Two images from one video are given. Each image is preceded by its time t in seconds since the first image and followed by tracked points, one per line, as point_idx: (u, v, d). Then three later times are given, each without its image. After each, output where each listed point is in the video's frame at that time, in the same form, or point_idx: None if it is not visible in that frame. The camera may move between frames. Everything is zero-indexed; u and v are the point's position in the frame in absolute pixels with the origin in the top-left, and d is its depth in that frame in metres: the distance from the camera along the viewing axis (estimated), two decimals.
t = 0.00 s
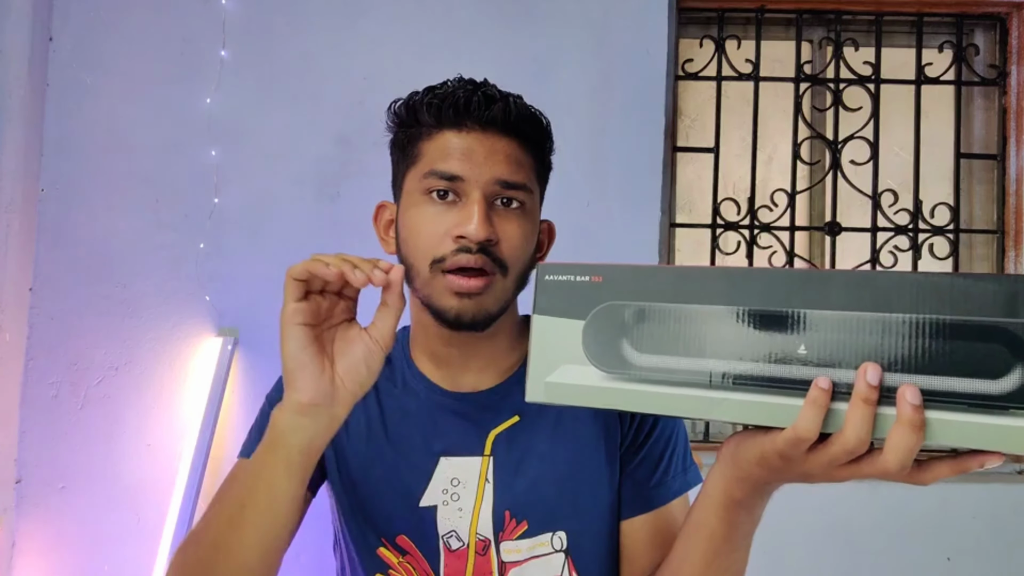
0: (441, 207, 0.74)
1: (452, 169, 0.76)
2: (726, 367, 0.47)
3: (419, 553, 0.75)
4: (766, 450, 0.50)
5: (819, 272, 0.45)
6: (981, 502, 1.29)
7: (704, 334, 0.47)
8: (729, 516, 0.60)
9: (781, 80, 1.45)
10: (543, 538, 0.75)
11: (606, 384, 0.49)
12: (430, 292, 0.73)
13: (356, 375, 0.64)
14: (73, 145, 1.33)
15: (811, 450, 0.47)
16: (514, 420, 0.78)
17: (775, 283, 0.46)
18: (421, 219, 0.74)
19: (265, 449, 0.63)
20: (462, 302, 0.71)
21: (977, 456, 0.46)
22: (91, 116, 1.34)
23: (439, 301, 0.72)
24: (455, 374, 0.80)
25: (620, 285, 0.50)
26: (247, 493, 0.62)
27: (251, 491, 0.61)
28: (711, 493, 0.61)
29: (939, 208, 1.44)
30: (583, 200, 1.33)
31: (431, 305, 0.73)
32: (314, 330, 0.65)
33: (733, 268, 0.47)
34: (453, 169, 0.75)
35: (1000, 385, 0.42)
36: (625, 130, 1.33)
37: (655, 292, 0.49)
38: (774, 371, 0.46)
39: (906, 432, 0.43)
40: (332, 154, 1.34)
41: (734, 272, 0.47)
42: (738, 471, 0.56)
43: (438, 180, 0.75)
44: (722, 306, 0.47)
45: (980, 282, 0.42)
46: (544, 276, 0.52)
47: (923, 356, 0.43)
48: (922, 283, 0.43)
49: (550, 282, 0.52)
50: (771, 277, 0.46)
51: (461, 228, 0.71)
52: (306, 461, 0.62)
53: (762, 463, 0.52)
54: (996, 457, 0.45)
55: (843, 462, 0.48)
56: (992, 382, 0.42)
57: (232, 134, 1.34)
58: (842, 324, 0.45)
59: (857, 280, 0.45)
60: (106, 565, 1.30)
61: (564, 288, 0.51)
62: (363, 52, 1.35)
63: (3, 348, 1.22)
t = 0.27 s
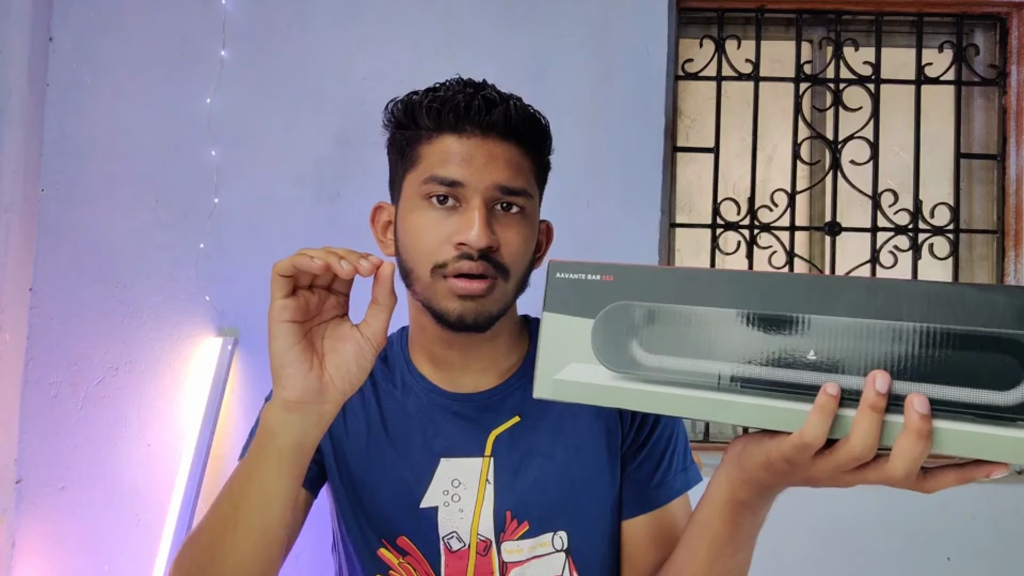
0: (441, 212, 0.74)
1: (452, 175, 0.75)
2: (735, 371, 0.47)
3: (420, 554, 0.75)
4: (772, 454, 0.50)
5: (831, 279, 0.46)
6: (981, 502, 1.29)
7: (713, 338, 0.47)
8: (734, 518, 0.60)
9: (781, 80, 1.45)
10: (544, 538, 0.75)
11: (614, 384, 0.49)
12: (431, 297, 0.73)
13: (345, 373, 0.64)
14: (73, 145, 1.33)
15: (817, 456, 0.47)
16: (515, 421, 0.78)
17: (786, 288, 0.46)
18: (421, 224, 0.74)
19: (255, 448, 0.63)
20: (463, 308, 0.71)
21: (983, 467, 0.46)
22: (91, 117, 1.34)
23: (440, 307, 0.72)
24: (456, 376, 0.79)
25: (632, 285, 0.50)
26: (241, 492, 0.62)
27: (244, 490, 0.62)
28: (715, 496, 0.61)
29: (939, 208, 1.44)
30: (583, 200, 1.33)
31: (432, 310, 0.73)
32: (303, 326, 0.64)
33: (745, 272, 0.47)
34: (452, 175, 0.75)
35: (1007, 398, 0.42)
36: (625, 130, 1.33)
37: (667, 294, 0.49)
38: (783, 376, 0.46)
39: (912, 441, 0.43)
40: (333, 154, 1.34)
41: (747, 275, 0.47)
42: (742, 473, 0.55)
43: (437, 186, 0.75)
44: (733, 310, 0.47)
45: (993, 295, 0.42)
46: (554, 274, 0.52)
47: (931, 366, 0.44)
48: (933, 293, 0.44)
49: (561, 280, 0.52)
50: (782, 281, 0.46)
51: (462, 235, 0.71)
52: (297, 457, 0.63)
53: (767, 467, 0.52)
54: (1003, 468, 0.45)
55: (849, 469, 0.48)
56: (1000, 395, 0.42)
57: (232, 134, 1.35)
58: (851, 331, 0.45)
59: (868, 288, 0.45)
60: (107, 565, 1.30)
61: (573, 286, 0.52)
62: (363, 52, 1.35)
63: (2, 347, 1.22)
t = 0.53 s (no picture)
0: (440, 213, 0.74)
1: (451, 175, 0.75)
2: (741, 373, 0.47)
3: (420, 554, 0.75)
4: (776, 456, 0.50)
5: (839, 281, 0.46)
6: (980, 502, 1.29)
7: (719, 341, 0.47)
8: (737, 519, 0.60)
9: (781, 80, 1.45)
10: (544, 539, 0.75)
11: (618, 383, 0.49)
12: (431, 298, 0.73)
13: (334, 361, 0.65)
14: (73, 145, 1.33)
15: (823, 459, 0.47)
16: (516, 421, 0.78)
17: (792, 291, 0.46)
18: (421, 225, 0.74)
19: (241, 446, 0.62)
20: (464, 309, 0.71)
21: (988, 470, 0.46)
22: (91, 117, 1.34)
23: (440, 308, 0.72)
24: (457, 376, 0.80)
25: (637, 285, 0.50)
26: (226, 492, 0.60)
27: (230, 490, 0.60)
28: (718, 496, 0.61)
29: (939, 208, 1.44)
30: (583, 200, 1.33)
31: (432, 310, 0.73)
32: (293, 317, 0.65)
33: (750, 274, 0.47)
34: (452, 176, 0.75)
35: (1013, 402, 0.42)
36: (625, 130, 1.33)
37: (673, 295, 0.49)
38: (788, 378, 0.46)
39: (919, 445, 0.43)
40: (333, 154, 1.34)
41: (752, 278, 0.48)
42: (746, 475, 0.55)
43: (437, 187, 0.75)
44: (739, 312, 0.47)
45: (1000, 299, 0.42)
46: (559, 273, 0.52)
47: (937, 370, 0.44)
48: (940, 298, 0.44)
49: (566, 279, 0.52)
50: (789, 283, 0.47)
51: (462, 236, 0.71)
52: (284, 448, 0.61)
53: (771, 468, 0.51)
54: (1007, 472, 0.45)
55: (856, 472, 0.48)
56: (1005, 399, 0.42)
57: (232, 134, 1.35)
58: (856, 334, 0.45)
59: (874, 291, 0.45)
60: (108, 565, 1.30)
61: (578, 285, 0.52)
62: (363, 52, 1.35)
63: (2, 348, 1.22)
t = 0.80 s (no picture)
0: (438, 213, 0.74)
1: (449, 175, 0.75)
2: (743, 372, 0.47)
3: (419, 555, 0.75)
4: (778, 455, 0.50)
5: (840, 281, 0.46)
6: (980, 502, 1.29)
7: (720, 340, 0.47)
8: (738, 519, 0.60)
9: (781, 80, 1.45)
10: (544, 539, 0.75)
11: (619, 383, 0.49)
12: (429, 298, 0.73)
13: (324, 351, 0.64)
14: (73, 145, 1.33)
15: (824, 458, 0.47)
16: (516, 421, 0.78)
17: (793, 290, 0.46)
18: (419, 225, 0.74)
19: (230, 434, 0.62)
20: (462, 309, 0.71)
21: (990, 470, 0.46)
22: (91, 117, 1.34)
23: (438, 309, 0.72)
24: (457, 376, 0.79)
25: (638, 285, 0.50)
26: (214, 484, 0.60)
27: (218, 481, 0.60)
28: (719, 496, 0.61)
29: (939, 208, 1.44)
30: (583, 200, 1.33)
31: (430, 310, 0.73)
32: (284, 306, 0.65)
33: (752, 273, 0.47)
34: (450, 176, 0.75)
35: (1015, 401, 0.42)
36: (625, 130, 1.33)
37: (675, 294, 0.49)
38: (790, 378, 0.46)
39: (920, 445, 0.43)
40: (333, 154, 1.34)
41: (755, 277, 0.48)
42: (748, 475, 0.55)
43: (435, 187, 0.75)
44: (741, 312, 0.47)
45: (1002, 299, 0.42)
46: (560, 272, 0.52)
47: (939, 370, 0.44)
48: (942, 297, 0.44)
49: (566, 279, 0.52)
50: (790, 282, 0.47)
51: (460, 236, 0.71)
52: (271, 437, 0.61)
53: (773, 468, 0.51)
54: (1008, 472, 0.45)
55: (857, 471, 0.48)
56: (1007, 398, 0.42)
57: (232, 134, 1.35)
58: (858, 333, 0.45)
59: (876, 291, 0.45)
60: (108, 565, 1.30)
61: (579, 285, 0.52)
62: (363, 52, 1.35)
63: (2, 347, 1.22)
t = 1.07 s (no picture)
0: (436, 214, 0.74)
1: (447, 176, 0.75)
2: (744, 372, 0.47)
3: (419, 555, 0.75)
4: (779, 454, 0.50)
5: (842, 280, 0.46)
6: (980, 502, 1.29)
7: (722, 339, 0.47)
8: (739, 519, 0.60)
9: (781, 81, 1.45)
10: (544, 540, 0.75)
11: (621, 383, 0.49)
12: (427, 299, 0.73)
13: (329, 350, 0.65)
14: (73, 144, 1.34)
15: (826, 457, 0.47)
16: (516, 422, 0.78)
17: (796, 289, 0.46)
18: (417, 226, 0.74)
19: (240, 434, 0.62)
20: (461, 310, 0.71)
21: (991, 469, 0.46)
22: (91, 117, 1.34)
23: (436, 310, 0.72)
24: (457, 376, 0.79)
25: (640, 284, 0.50)
26: (225, 485, 0.60)
27: (229, 481, 0.60)
28: (720, 496, 0.61)
29: (939, 208, 1.44)
30: (583, 200, 1.33)
31: (428, 311, 0.73)
32: (287, 308, 0.65)
33: (754, 272, 0.47)
34: (448, 176, 0.75)
35: (1015, 400, 0.42)
36: (624, 129, 1.33)
37: (677, 293, 0.49)
38: (792, 377, 0.46)
39: (922, 444, 0.43)
40: (332, 155, 1.34)
41: (758, 276, 0.47)
42: (749, 474, 0.55)
43: (432, 188, 0.75)
44: (744, 310, 0.47)
45: (1001, 298, 0.43)
46: (562, 271, 0.52)
47: (939, 369, 0.44)
48: (941, 296, 0.44)
49: (568, 278, 0.52)
50: (792, 281, 0.47)
51: (457, 237, 0.71)
52: (282, 436, 0.61)
53: (774, 468, 0.51)
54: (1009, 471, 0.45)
55: (858, 471, 0.48)
56: (1007, 397, 0.42)
57: (232, 135, 1.35)
58: (859, 333, 0.45)
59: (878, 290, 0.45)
60: (107, 565, 1.30)
61: (580, 284, 0.52)
62: (362, 52, 1.35)
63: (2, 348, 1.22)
